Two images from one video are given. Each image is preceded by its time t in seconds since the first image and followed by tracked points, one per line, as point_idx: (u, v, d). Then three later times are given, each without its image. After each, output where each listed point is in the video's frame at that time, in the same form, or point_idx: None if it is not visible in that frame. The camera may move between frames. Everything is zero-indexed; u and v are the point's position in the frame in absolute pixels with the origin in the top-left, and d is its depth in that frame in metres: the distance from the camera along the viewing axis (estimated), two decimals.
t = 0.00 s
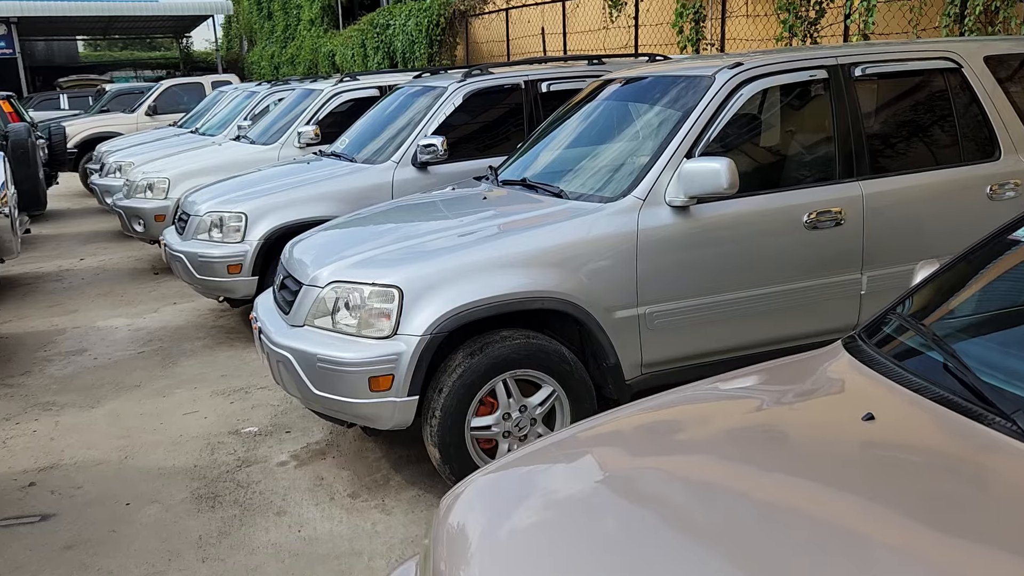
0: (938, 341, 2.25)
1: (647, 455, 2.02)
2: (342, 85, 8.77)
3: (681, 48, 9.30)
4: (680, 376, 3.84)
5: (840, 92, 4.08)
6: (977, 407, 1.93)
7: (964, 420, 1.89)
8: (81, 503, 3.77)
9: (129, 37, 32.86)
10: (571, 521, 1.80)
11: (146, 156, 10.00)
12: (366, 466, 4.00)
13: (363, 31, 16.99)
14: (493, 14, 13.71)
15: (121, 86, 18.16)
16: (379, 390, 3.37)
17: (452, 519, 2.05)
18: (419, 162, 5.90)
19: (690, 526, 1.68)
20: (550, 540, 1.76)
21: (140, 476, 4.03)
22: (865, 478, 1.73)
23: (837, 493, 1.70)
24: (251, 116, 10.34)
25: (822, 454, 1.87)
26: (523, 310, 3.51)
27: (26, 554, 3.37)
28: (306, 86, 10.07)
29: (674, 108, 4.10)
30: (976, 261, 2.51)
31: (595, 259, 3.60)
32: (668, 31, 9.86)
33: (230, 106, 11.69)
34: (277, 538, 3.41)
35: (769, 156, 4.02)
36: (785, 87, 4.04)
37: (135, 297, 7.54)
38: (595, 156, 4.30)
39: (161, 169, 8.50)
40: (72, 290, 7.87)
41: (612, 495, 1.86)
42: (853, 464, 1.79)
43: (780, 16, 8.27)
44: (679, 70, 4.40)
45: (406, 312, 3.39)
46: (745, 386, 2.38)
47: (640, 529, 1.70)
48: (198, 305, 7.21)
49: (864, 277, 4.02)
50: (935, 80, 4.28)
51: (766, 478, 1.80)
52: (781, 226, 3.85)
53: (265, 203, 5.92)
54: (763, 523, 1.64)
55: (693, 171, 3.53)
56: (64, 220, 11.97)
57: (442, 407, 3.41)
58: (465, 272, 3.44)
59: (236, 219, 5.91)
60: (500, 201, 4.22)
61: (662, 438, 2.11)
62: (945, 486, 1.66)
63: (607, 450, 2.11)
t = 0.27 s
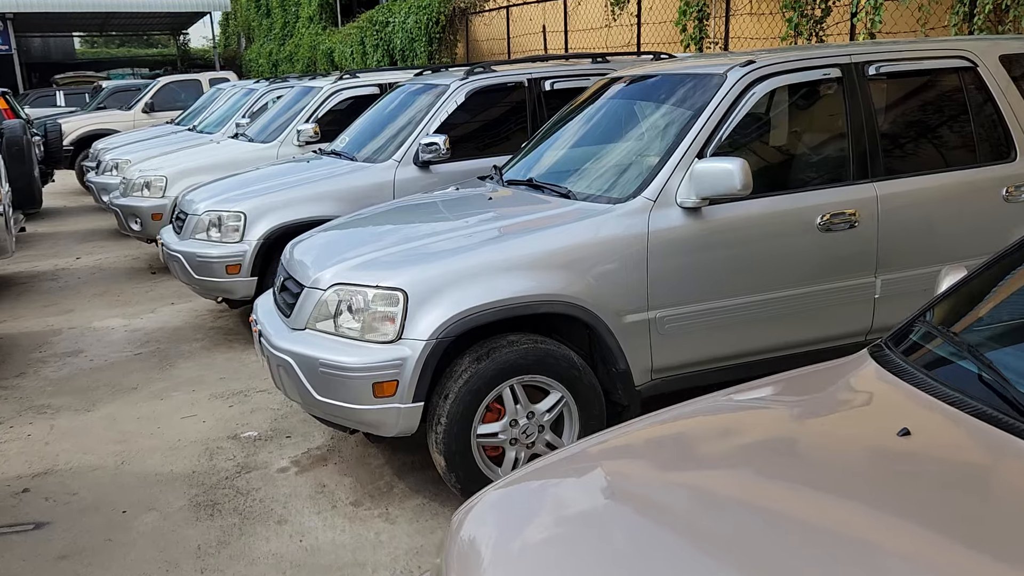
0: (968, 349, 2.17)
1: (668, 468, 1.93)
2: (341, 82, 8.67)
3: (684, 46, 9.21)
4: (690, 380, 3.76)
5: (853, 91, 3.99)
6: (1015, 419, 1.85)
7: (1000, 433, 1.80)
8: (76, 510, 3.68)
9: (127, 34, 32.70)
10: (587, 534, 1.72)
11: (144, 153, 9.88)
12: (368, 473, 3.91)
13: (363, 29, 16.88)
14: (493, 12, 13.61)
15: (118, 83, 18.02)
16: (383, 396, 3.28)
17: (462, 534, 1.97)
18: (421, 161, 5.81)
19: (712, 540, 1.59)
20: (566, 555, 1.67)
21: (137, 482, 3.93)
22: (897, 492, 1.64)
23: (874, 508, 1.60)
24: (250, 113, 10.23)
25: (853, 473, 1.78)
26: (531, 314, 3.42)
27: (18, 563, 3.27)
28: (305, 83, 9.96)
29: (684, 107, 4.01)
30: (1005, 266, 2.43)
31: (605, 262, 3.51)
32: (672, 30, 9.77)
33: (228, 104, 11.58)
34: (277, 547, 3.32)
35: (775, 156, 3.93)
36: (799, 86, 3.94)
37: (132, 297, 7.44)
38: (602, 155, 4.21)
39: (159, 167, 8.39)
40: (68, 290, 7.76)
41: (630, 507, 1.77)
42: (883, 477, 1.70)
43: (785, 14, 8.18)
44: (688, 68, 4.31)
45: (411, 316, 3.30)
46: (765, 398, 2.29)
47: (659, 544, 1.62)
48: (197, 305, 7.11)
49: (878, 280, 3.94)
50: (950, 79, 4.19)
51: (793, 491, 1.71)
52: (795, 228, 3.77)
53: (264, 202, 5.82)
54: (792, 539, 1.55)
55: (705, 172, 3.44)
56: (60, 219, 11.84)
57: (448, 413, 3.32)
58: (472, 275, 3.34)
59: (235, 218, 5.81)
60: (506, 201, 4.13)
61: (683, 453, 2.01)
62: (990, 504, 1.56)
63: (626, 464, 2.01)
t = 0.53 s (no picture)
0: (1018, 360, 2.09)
1: (707, 495, 1.83)
2: (341, 78, 8.54)
3: (689, 42, 9.10)
4: (708, 386, 3.65)
5: (874, 88, 3.88)
6: None
7: None
8: (73, 521, 3.56)
9: (123, 29, 32.44)
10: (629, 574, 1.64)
11: (140, 149, 9.73)
12: (375, 481, 3.80)
13: (360, 24, 16.73)
14: (493, 8, 13.47)
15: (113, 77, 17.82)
16: (393, 404, 3.17)
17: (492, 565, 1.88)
18: (426, 158, 5.69)
19: None
20: None
21: (137, 490, 3.81)
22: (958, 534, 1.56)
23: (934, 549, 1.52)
24: (248, 109, 10.08)
25: (908, 501, 1.68)
26: (545, 317, 3.30)
27: None
28: (304, 79, 9.82)
29: (700, 104, 3.89)
30: None
31: (622, 264, 3.39)
32: (676, 26, 9.65)
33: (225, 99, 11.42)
34: (283, 560, 3.20)
35: (785, 154, 3.80)
36: (819, 83, 3.82)
37: (128, 296, 7.30)
38: (614, 153, 4.08)
39: (156, 163, 8.25)
40: (64, 289, 7.62)
41: (674, 544, 1.68)
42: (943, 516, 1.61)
43: (792, 10, 8.07)
44: (702, 62, 4.19)
45: (422, 320, 3.18)
46: (801, 412, 2.18)
47: None
48: (195, 305, 6.98)
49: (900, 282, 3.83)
50: (972, 75, 4.08)
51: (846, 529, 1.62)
52: (815, 229, 3.66)
53: (265, 201, 5.69)
54: None
55: (726, 172, 3.33)
56: (54, 215, 11.68)
57: (459, 422, 3.20)
58: (485, 278, 3.23)
59: (235, 217, 5.69)
60: (516, 201, 4.01)
61: (722, 476, 1.91)
62: None
63: (661, 488, 1.91)
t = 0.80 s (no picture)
0: None
1: (748, 515, 1.73)
2: (342, 74, 8.42)
3: (693, 38, 9.00)
4: (725, 391, 3.56)
5: (894, 84, 3.79)
6: None
7: None
8: (72, 530, 3.45)
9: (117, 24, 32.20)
10: None
11: (137, 146, 9.60)
12: (383, 488, 3.70)
13: (358, 19, 16.58)
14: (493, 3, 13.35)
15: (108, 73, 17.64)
16: (404, 411, 3.07)
17: None
18: (430, 156, 5.58)
19: None
20: None
21: (137, 497, 3.71)
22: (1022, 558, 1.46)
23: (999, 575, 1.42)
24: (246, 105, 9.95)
25: (965, 522, 1.58)
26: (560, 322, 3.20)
27: None
28: (304, 75, 9.70)
29: (716, 100, 3.78)
30: None
31: (639, 266, 3.29)
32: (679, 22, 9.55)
33: (223, 95, 11.29)
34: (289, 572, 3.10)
35: (793, 154, 3.68)
36: (838, 79, 3.72)
37: (126, 295, 7.18)
38: (626, 151, 3.98)
39: (153, 160, 8.12)
40: (60, 288, 7.49)
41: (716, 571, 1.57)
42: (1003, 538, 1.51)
43: (799, 6, 7.98)
44: (716, 58, 4.08)
45: (434, 325, 3.08)
46: (839, 425, 2.09)
47: None
48: (194, 304, 6.87)
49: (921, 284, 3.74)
50: (993, 72, 4.00)
51: (899, 552, 1.52)
52: (835, 229, 3.56)
53: (266, 199, 5.57)
54: None
55: (747, 170, 3.22)
56: (49, 213, 11.53)
57: (472, 429, 3.10)
58: (499, 281, 3.12)
59: (236, 215, 5.57)
60: (527, 200, 3.91)
61: (760, 495, 1.81)
62: None
63: (699, 508, 1.81)
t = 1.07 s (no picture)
0: None
1: (780, 530, 1.65)
2: (343, 69, 8.32)
3: (698, 34, 8.91)
4: (741, 394, 3.48)
5: (911, 80, 3.70)
6: None
7: None
8: (71, 537, 3.36)
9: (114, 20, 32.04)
10: None
11: (135, 142, 9.50)
12: (390, 493, 3.61)
13: (357, 15, 16.47)
14: None
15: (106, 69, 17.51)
16: (413, 417, 2.99)
17: None
18: (434, 153, 5.49)
19: None
20: None
21: (137, 503, 3.62)
22: None
23: None
24: (246, 101, 9.85)
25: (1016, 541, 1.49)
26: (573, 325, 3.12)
27: None
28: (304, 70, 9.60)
29: (729, 96, 3.70)
30: None
31: (654, 267, 3.21)
32: (683, 17, 9.46)
33: (222, 91, 11.19)
34: None
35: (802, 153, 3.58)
36: (855, 75, 3.64)
37: (125, 294, 7.08)
38: (637, 149, 3.89)
39: (152, 157, 8.02)
40: (58, 287, 7.40)
41: None
42: None
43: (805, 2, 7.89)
44: (728, 53, 3.99)
45: (444, 328, 2.99)
46: (869, 435, 2.00)
47: None
48: (194, 303, 6.77)
49: (940, 285, 3.66)
50: (1010, 68, 3.93)
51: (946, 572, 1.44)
52: (853, 229, 3.48)
53: (267, 197, 5.48)
54: None
55: (765, 168, 3.14)
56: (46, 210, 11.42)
57: (483, 435, 3.02)
58: (511, 283, 3.04)
59: (236, 214, 5.48)
60: (537, 199, 3.82)
61: (791, 508, 1.72)
62: None
63: (728, 522, 1.72)
